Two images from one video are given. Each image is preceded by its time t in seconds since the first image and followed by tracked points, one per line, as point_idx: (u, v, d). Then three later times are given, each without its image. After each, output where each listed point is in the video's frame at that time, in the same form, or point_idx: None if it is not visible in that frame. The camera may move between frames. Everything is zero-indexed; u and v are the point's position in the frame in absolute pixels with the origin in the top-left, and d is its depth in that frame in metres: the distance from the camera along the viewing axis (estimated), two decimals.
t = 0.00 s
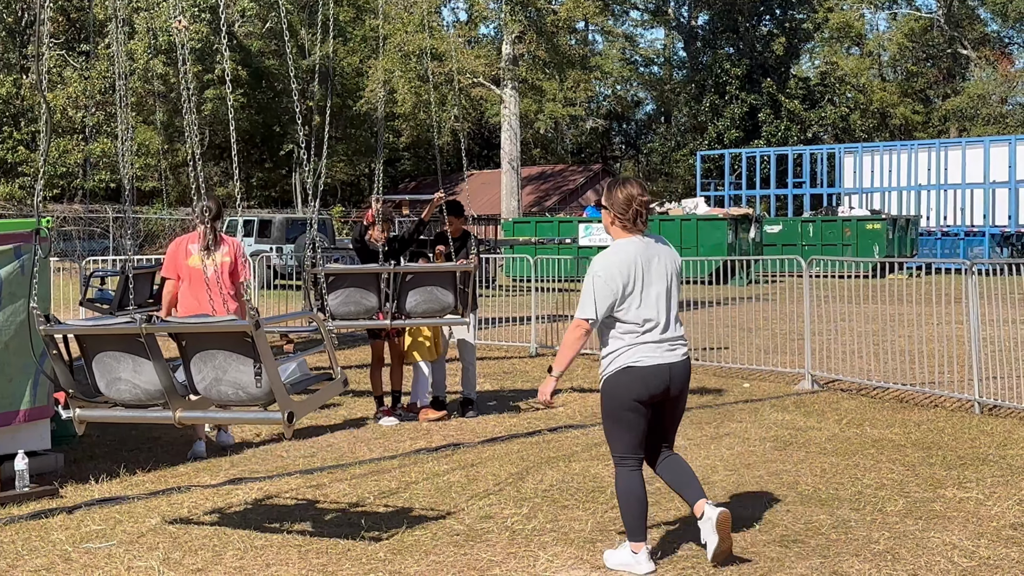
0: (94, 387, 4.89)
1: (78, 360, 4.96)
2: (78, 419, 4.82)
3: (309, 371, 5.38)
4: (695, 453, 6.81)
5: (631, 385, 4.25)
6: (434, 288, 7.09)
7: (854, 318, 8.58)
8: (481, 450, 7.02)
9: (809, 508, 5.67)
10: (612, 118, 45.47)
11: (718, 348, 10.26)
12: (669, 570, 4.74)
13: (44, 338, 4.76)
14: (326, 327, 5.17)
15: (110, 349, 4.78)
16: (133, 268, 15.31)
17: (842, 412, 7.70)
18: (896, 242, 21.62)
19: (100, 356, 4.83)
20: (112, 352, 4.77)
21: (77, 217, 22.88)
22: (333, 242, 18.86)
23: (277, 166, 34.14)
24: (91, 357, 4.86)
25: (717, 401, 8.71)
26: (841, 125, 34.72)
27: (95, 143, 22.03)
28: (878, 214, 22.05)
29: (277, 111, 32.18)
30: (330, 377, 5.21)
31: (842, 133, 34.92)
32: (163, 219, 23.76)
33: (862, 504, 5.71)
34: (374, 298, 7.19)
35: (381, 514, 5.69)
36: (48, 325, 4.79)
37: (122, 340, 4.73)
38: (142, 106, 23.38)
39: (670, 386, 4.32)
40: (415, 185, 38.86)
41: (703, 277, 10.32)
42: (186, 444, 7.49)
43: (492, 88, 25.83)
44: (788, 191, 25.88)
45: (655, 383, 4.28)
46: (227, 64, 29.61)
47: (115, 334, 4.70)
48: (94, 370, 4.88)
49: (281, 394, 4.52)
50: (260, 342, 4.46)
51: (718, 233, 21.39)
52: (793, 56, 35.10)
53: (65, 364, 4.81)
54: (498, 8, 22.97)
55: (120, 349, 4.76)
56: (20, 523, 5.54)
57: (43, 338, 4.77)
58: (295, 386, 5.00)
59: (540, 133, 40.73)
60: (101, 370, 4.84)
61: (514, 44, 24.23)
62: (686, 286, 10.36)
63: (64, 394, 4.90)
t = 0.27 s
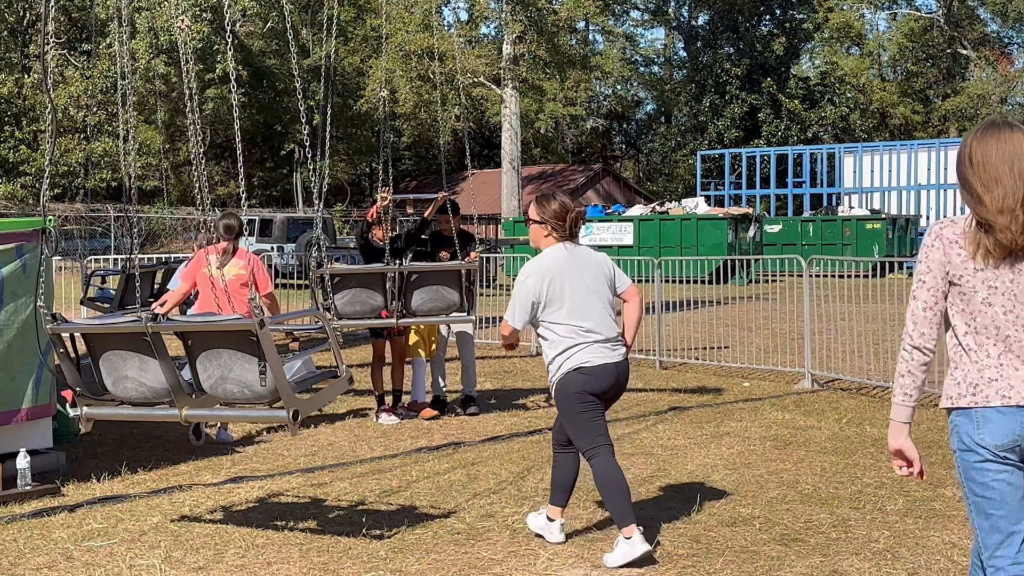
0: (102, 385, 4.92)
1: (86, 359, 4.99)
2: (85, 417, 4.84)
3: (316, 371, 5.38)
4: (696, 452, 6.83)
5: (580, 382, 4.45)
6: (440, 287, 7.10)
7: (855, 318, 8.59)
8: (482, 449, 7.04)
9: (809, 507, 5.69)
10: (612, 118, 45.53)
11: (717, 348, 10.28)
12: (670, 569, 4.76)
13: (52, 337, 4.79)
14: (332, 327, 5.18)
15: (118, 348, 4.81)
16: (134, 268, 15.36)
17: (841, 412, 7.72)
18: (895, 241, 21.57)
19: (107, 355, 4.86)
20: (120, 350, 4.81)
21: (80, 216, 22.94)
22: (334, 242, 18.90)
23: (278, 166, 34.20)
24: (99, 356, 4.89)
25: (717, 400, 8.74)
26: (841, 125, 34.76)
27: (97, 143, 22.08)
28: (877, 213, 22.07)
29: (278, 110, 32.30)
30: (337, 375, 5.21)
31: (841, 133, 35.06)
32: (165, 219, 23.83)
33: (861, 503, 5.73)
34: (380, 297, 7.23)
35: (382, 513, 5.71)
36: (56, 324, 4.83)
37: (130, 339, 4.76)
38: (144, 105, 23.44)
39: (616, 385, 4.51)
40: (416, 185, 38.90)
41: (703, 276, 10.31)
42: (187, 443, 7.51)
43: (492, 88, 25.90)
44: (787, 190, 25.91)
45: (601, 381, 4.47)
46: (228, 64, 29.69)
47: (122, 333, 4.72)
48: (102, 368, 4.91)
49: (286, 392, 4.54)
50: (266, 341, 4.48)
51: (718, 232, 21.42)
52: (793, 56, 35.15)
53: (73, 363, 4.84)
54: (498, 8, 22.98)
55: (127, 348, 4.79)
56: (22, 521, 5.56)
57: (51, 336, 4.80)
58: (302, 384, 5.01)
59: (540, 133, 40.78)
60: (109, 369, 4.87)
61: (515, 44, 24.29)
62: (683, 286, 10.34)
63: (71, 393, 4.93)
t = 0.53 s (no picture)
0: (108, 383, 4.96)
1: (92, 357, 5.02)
2: (91, 416, 4.88)
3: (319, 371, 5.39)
4: (697, 451, 6.84)
5: (499, 384, 4.61)
6: (448, 285, 7.15)
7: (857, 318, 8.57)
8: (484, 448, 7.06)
9: (810, 506, 5.71)
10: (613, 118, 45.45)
11: (719, 347, 10.29)
12: (671, 568, 4.79)
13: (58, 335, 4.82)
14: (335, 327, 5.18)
15: (122, 347, 4.84)
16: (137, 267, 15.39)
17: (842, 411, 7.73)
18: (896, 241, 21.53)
19: (112, 354, 4.89)
20: (124, 349, 4.83)
21: (82, 216, 22.86)
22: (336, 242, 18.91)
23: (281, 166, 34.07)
24: (104, 354, 4.92)
25: (718, 400, 8.75)
26: (842, 125, 34.66)
27: (100, 142, 22.11)
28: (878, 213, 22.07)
29: (279, 111, 32.20)
30: (339, 374, 5.24)
31: (843, 133, 34.80)
32: (168, 219, 23.85)
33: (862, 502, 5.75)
34: (388, 296, 7.25)
35: (385, 511, 5.74)
36: (62, 323, 4.86)
37: (134, 339, 4.79)
38: (147, 105, 23.45)
39: (542, 382, 4.65)
40: (418, 185, 38.90)
41: (704, 276, 10.30)
42: (190, 442, 7.54)
43: (494, 87, 25.88)
44: (788, 190, 25.89)
45: (524, 382, 4.61)
46: (230, 64, 29.69)
47: (127, 333, 4.75)
48: (107, 367, 4.94)
49: (288, 392, 4.56)
50: (267, 341, 4.49)
51: (719, 232, 21.43)
52: (795, 56, 35.01)
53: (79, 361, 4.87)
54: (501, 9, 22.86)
55: (132, 347, 4.82)
56: (26, 519, 5.59)
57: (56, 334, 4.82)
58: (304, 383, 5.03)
59: (542, 132, 40.74)
60: (114, 367, 4.90)
61: (517, 44, 24.29)
62: (684, 286, 10.35)
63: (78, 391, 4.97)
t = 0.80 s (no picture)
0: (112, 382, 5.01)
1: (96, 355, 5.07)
2: (95, 415, 4.95)
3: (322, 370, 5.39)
4: (699, 451, 6.86)
5: (439, 369, 4.91)
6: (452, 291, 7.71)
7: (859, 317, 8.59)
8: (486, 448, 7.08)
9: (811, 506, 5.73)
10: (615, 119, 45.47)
11: (720, 347, 10.32)
12: (673, 567, 4.81)
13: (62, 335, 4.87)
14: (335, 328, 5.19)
15: (125, 346, 4.88)
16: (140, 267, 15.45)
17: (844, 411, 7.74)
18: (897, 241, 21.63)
19: (115, 353, 4.94)
20: (127, 349, 4.87)
21: (86, 216, 22.91)
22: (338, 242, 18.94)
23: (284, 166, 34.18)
24: (107, 353, 4.96)
25: (720, 400, 8.77)
26: (843, 126, 34.65)
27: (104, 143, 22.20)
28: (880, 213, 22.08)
29: (283, 111, 32.24)
30: (340, 374, 5.24)
31: (845, 134, 34.70)
32: (171, 219, 23.92)
33: (863, 502, 5.77)
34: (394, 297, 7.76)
35: (388, 511, 5.76)
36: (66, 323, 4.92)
37: (135, 339, 4.83)
38: (151, 106, 23.54)
39: (473, 373, 4.98)
40: (420, 185, 38.93)
41: (705, 276, 10.33)
42: (194, 441, 7.57)
43: (497, 88, 25.92)
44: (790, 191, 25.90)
45: (457, 371, 4.93)
46: (234, 64, 29.79)
47: (128, 333, 4.80)
48: (111, 366, 4.99)
49: (285, 392, 4.57)
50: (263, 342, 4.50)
51: (721, 232, 21.46)
52: (797, 57, 34.93)
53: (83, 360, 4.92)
54: (503, 10, 22.94)
55: (133, 346, 4.86)
56: (30, 519, 5.62)
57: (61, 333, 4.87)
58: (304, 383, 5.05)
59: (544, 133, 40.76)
60: (117, 366, 4.95)
61: (519, 45, 24.34)
62: (685, 285, 10.40)
63: (83, 390, 5.03)
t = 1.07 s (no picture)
0: (112, 382, 5.04)
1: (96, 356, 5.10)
2: (97, 415, 5.00)
3: (318, 368, 5.41)
4: (702, 450, 6.88)
5: (385, 359, 5.18)
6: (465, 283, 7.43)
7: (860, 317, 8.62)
8: (489, 447, 7.12)
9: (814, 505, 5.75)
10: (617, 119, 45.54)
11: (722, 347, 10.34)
12: (676, 566, 4.84)
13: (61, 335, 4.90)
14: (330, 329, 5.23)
15: (123, 347, 4.91)
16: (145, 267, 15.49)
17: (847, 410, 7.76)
18: (898, 241, 21.66)
19: (114, 353, 4.97)
20: (125, 350, 4.90)
21: (91, 218, 22.95)
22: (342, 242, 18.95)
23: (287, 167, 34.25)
24: (107, 354, 4.99)
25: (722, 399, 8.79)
26: (845, 126, 34.66)
27: (109, 144, 22.30)
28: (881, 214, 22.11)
29: (287, 113, 32.32)
30: (336, 373, 5.32)
31: (845, 134, 34.83)
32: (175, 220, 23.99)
33: (866, 501, 5.79)
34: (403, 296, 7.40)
35: (391, 510, 5.79)
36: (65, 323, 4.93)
37: (133, 339, 4.87)
38: (156, 108, 23.62)
39: (414, 360, 5.23)
40: (424, 186, 38.92)
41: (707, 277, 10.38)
42: (198, 441, 7.61)
43: (499, 89, 25.96)
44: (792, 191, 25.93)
45: (398, 357, 5.19)
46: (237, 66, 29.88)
47: (125, 333, 4.83)
48: (110, 366, 5.02)
49: (280, 395, 4.63)
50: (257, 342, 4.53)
51: (723, 232, 21.50)
52: (798, 58, 34.87)
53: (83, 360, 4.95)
54: (506, 12, 23.08)
55: (131, 347, 4.89)
56: (35, 518, 5.65)
57: (60, 334, 4.90)
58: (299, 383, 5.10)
59: (547, 134, 40.78)
60: (116, 366, 4.98)
61: (521, 46, 24.40)
62: (686, 286, 10.43)
63: (83, 389, 5.06)
